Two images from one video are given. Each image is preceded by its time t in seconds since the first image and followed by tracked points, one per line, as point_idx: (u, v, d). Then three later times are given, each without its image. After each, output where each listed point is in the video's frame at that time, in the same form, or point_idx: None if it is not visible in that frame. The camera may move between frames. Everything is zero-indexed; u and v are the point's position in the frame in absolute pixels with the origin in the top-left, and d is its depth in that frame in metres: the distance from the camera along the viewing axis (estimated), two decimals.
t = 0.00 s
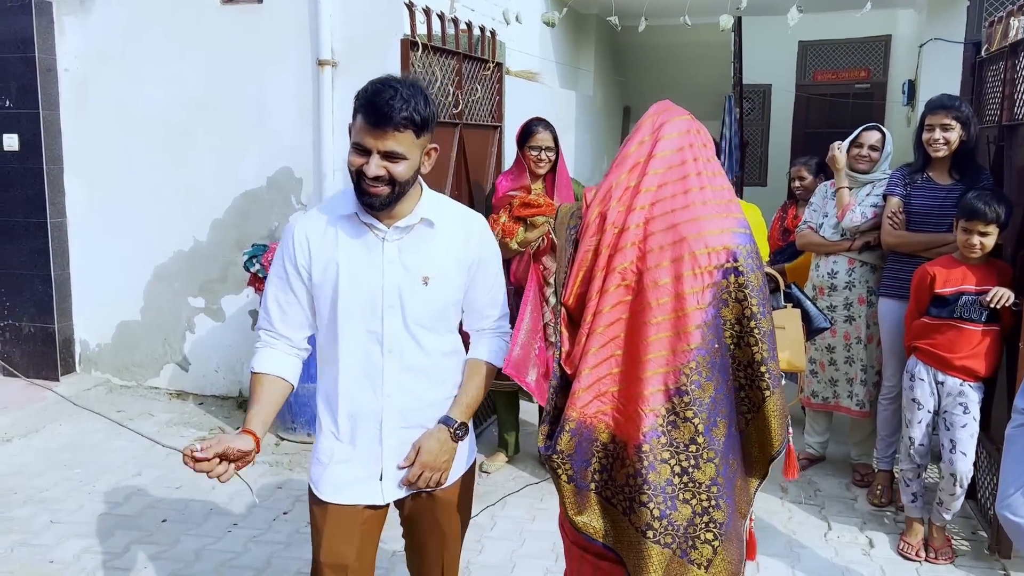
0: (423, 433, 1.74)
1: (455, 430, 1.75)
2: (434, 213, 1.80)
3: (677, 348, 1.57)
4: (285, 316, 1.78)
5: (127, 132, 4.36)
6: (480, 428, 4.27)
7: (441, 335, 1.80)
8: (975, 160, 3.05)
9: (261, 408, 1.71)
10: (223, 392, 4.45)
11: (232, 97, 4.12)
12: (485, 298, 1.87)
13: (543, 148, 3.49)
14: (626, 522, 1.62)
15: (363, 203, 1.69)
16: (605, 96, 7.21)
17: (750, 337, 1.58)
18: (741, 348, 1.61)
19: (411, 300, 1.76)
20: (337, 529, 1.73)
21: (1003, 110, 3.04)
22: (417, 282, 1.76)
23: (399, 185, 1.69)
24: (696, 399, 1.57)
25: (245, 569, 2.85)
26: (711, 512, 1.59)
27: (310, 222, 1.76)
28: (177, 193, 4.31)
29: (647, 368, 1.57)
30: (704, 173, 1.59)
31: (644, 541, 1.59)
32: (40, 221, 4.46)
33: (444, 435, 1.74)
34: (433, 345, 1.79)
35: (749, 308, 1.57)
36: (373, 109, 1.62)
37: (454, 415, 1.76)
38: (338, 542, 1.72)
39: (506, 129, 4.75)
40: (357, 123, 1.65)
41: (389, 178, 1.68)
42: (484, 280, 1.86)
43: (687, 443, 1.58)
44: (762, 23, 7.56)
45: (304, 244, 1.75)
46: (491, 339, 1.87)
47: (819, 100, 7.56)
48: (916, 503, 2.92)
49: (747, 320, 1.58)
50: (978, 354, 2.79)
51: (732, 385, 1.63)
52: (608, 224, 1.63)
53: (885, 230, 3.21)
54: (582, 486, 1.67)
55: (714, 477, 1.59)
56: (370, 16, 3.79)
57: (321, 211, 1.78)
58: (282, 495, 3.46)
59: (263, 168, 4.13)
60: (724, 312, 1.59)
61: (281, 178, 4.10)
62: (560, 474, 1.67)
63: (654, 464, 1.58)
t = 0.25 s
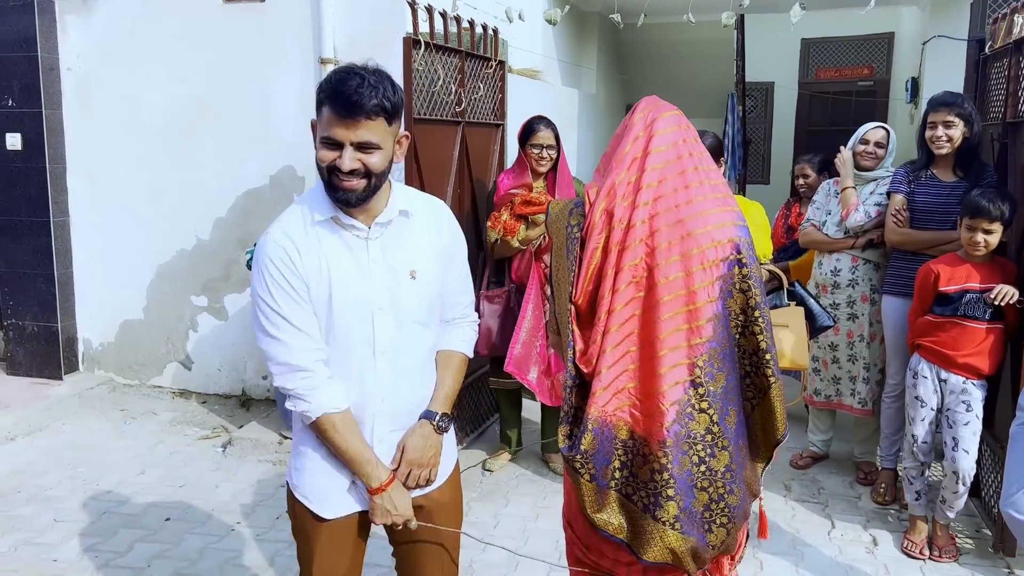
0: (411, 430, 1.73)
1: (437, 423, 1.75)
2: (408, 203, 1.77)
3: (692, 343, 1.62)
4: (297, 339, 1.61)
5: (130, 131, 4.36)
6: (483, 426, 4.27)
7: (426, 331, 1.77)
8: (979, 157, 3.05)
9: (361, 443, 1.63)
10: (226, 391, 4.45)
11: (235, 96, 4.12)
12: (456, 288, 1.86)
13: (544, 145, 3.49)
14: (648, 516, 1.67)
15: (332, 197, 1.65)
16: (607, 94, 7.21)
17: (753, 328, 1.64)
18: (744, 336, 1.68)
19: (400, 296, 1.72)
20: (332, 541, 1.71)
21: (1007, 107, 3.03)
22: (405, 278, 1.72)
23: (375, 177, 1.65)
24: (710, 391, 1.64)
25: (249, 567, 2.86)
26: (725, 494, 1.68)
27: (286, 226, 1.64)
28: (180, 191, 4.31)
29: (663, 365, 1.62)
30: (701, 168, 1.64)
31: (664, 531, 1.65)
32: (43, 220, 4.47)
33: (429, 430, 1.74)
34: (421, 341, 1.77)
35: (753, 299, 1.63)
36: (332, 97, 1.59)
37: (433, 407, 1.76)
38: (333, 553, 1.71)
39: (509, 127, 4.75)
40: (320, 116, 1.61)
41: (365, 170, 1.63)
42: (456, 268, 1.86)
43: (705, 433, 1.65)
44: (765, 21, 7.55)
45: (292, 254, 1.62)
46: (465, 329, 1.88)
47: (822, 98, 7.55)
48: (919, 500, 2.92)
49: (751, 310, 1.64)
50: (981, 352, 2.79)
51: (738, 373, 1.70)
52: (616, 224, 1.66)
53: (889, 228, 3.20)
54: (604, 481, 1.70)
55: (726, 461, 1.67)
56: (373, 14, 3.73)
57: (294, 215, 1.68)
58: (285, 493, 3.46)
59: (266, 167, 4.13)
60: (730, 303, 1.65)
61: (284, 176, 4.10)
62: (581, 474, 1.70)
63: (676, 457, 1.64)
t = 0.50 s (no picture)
0: (417, 429, 1.75)
1: (445, 418, 1.77)
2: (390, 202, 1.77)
3: (699, 335, 1.76)
4: (268, 351, 1.54)
5: (130, 130, 4.36)
6: (484, 425, 4.27)
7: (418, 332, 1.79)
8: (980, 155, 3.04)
9: (325, 454, 1.54)
10: (227, 390, 4.45)
11: (236, 96, 4.12)
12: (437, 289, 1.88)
13: (545, 144, 3.48)
14: (661, 503, 1.81)
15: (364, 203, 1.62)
16: (608, 92, 7.19)
17: (754, 318, 1.76)
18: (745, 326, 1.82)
19: (396, 295, 1.73)
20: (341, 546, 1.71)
21: (1009, 105, 3.02)
22: (398, 277, 1.74)
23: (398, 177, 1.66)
24: (718, 380, 1.77)
25: (250, 567, 2.86)
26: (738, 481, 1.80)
27: (277, 231, 1.58)
28: (180, 190, 4.31)
29: (674, 357, 1.76)
30: (699, 166, 1.79)
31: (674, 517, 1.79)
32: (44, 219, 4.48)
33: (438, 427, 1.77)
34: (412, 341, 1.78)
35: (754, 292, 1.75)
36: (366, 101, 1.56)
37: (437, 403, 1.79)
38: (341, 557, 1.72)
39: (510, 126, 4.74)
40: (353, 121, 1.57)
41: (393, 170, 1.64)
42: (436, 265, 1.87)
43: (714, 421, 1.78)
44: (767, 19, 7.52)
45: (287, 260, 1.57)
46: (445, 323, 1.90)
47: (824, 96, 7.53)
48: (921, 500, 2.91)
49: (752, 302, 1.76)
50: (983, 351, 2.78)
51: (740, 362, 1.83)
52: (624, 223, 1.80)
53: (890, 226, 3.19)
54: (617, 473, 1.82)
55: (734, 450, 1.79)
56: (373, 15, 3.73)
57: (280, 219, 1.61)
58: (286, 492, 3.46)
59: (266, 166, 4.12)
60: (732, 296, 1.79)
61: (284, 175, 4.09)
62: (597, 468, 1.82)
63: (686, 445, 1.78)
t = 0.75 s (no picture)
0: (443, 434, 1.76)
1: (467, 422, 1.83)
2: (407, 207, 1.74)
3: (714, 333, 1.80)
4: (286, 365, 1.47)
5: (131, 129, 4.36)
6: (483, 424, 4.27)
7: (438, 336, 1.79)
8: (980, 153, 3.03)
9: (333, 468, 1.48)
10: (227, 388, 4.45)
11: (236, 95, 4.12)
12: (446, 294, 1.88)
13: (544, 143, 3.48)
14: (681, 500, 1.83)
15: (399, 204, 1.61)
16: (608, 90, 7.18)
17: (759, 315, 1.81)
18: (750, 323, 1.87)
19: (419, 300, 1.71)
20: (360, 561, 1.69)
21: (1009, 104, 3.01)
22: (420, 282, 1.73)
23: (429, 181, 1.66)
24: (730, 376, 1.82)
25: (249, 565, 2.86)
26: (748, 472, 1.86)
27: (308, 241, 1.52)
28: (180, 189, 4.31)
29: (691, 354, 1.79)
30: (704, 165, 1.84)
31: (693, 515, 1.81)
32: (44, 218, 4.48)
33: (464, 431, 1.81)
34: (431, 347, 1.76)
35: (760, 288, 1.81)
36: (414, 102, 1.56)
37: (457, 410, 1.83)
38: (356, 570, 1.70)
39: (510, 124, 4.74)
40: (399, 120, 1.55)
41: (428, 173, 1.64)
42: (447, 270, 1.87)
43: (729, 416, 1.82)
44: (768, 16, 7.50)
45: (315, 272, 1.50)
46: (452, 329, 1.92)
47: (824, 94, 7.49)
48: (921, 498, 2.91)
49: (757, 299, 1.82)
50: (984, 349, 2.77)
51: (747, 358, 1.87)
52: (639, 223, 1.82)
53: (890, 225, 3.18)
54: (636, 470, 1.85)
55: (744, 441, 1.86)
56: (373, 16, 3.75)
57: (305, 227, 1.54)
58: (285, 491, 3.46)
59: (266, 164, 4.12)
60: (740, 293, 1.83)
61: (284, 174, 4.09)
62: (619, 467, 1.85)
63: (705, 442, 1.80)
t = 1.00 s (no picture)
0: (482, 440, 1.65)
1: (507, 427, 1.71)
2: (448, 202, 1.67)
3: (734, 322, 1.86)
4: (316, 349, 1.41)
5: (132, 127, 4.36)
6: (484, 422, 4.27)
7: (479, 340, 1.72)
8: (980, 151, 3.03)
9: (359, 454, 1.42)
10: (228, 386, 4.46)
11: (236, 93, 4.12)
12: (489, 296, 1.78)
13: (545, 140, 3.48)
14: (706, 483, 1.90)
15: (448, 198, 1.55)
16: (609, 88, 7.18)
17: (761, 308, 1.92)
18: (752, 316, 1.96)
19: (460, 302, 1.61)
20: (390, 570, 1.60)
21: (1010, 101, 3.01)
22: (462, 281, 1.62)
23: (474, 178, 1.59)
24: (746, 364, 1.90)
25: (250, 562, 2.87)
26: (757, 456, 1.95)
27: (346, 227, 1.45)
28: (182, 187, 4.31)
29: (714, 342, 1.85)
30: (711, 162, 1.92)
31: (719, 498, 1.87)
32: (45, 215, 4.48)
33: (502, 437, 1.68)
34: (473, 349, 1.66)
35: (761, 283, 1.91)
36: (470, 96, 1.50)
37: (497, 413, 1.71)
38: None
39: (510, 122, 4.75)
40: (452, 112, 1.49)
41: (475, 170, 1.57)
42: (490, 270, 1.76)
43: (748, 401, 1.90)
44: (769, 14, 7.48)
45: (352, 259, 1.43)
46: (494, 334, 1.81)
47: (825, 92, 7.49)
48: (921, 496, 2.91)
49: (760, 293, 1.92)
50: (984, 347, 2.77)
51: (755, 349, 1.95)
52: (664, 216, 1.86)
53: (892, 223, 3.17)
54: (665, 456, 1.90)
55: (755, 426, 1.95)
56: (374, 12, 3.81)
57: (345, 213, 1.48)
58: (286, 488, 3.47)
59: (267, 162, 4.12)
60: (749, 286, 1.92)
61: (285, 172, 4.10)
62: (650, 454, 1.89)
63: (727, 425, 1.88)
